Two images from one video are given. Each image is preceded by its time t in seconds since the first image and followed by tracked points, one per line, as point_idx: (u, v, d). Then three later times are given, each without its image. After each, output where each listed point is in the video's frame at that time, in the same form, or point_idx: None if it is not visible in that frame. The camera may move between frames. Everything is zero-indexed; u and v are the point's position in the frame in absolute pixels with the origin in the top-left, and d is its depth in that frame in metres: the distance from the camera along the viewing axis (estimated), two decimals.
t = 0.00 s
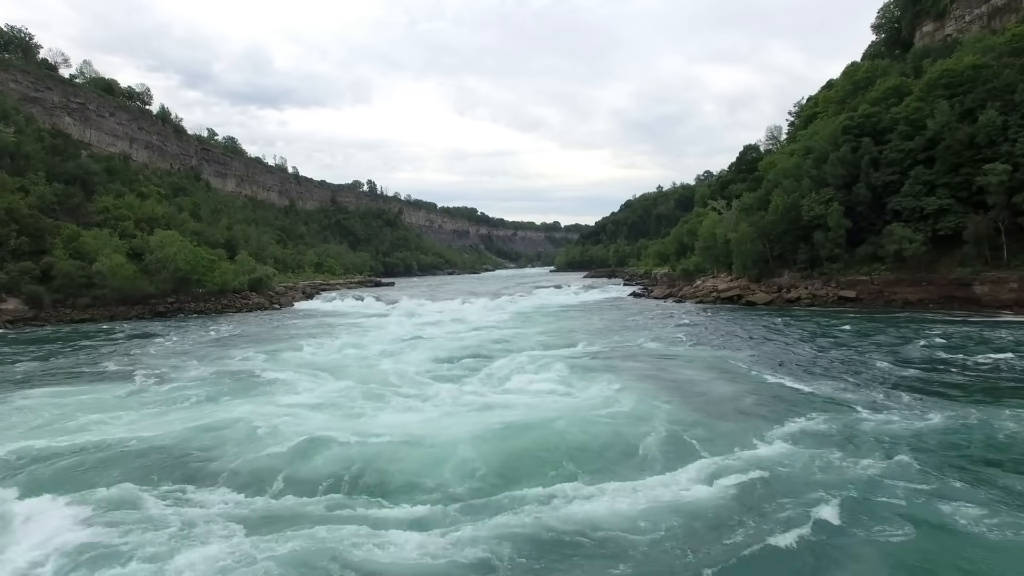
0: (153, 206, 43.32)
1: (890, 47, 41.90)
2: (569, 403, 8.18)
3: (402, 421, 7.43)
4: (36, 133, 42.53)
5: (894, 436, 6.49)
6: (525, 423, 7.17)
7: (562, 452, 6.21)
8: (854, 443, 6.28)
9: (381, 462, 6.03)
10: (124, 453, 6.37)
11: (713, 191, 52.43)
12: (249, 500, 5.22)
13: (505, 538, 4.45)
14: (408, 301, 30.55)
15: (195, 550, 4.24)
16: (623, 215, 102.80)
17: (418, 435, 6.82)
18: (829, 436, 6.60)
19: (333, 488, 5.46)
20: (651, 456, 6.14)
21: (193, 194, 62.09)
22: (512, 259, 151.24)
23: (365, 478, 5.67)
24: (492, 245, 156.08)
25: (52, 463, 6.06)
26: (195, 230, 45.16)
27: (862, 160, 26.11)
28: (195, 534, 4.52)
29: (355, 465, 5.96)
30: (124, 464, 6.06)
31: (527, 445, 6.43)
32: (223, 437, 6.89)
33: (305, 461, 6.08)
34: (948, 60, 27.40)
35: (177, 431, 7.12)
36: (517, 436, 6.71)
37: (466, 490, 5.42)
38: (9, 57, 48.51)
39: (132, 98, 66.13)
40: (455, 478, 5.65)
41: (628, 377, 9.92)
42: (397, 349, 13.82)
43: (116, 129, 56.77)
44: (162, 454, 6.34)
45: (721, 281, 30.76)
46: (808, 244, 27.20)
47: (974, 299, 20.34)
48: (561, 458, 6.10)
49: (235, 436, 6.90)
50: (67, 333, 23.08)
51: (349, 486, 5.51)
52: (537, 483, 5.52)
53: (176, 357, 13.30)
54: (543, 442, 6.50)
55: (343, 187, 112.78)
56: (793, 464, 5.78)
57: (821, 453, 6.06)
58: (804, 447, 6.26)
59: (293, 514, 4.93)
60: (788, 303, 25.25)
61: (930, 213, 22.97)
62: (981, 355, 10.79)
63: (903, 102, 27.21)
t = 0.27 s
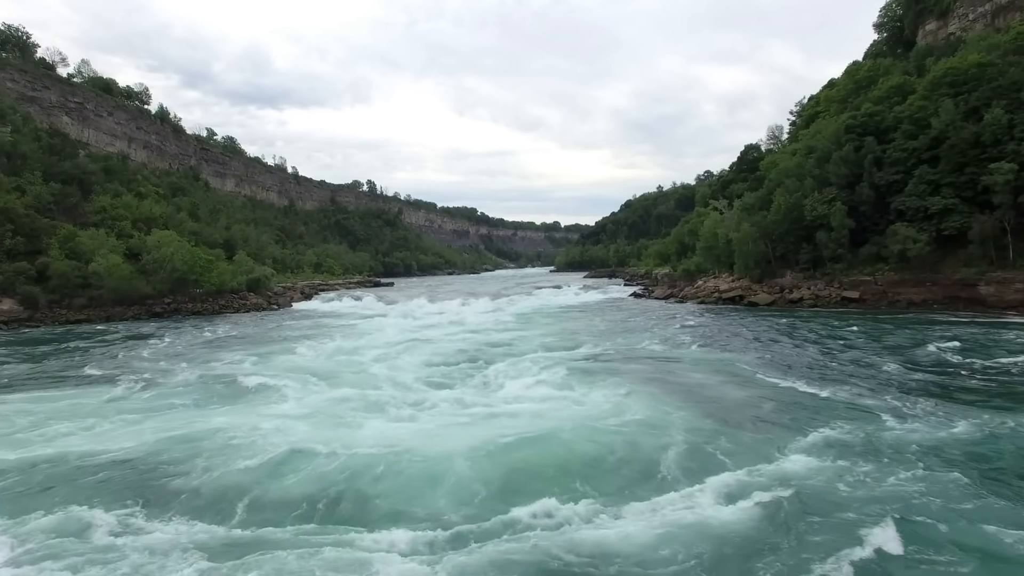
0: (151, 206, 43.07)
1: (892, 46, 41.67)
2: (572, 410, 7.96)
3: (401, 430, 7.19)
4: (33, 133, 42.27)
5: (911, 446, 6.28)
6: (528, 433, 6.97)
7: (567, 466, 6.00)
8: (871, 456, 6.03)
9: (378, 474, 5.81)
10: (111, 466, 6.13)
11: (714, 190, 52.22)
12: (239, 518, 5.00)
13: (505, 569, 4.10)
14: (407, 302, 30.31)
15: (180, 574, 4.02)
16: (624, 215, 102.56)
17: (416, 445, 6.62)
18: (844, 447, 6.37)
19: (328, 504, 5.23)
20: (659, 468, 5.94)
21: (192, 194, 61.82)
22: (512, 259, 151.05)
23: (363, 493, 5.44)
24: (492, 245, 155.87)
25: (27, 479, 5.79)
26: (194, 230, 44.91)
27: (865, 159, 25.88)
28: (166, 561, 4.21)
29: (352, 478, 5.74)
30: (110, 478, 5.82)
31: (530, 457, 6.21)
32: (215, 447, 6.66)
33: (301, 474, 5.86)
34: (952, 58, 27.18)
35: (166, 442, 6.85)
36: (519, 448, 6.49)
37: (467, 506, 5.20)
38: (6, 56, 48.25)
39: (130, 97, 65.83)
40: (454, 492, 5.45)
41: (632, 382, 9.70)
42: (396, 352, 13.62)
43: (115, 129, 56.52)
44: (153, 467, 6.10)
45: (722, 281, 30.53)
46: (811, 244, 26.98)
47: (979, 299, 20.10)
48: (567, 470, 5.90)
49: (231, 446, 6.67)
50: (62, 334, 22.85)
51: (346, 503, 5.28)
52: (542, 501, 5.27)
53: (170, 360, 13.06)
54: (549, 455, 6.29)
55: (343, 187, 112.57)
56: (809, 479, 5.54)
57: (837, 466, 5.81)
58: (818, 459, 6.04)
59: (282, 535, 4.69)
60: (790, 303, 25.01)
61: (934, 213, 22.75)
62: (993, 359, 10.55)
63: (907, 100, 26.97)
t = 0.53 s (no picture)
0: (149, 206, 42.79)
1: (894, 45, 41.46)
2: (573, 418, 7.72)
3: (398, 440, 6.95)
4: (29, 132, 42.01)
5: (928, 459, 6.05)
6: (530, 444, 6.73)
7: (571, 480, 5.77)
8: (887, 470, 5.80)
9: (375, 488, 5.57)
10: (95, 479, 5.87)
11: (714, 190, 52.03)
12: (228, 536, 4.76)
13: None
14: (406, 303, 30.05)
15: None
16: (624, 215, 102.38)
17: (413, 457, 6.38)
18: (858, 459, 6.14)
19: (321, 521, 4.99)
20: (667, 482, 5.70)
21: (190, 193, 61.54)
22: (512, 259, 150.86)
23: (358, 509, 5.20)
24: (492, 245, 155.67)
25: None
26: (192, 230, 44.65)
27: (868, 158, 25.65)
28: None
29: (339, 497, 5.41)
30: (94, 492, 5.57)
31: (532, 470, 5.98)
32: (205, 458, 6.41)
33: (293, 488, 5.61)
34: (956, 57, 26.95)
35: (155, 452, 6.61)
36: (521, 460, 6.25)
37: (467, 524, 4.97)
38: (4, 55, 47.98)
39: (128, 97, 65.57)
40: (453, 509, 5.21)
41: (636, 387, 9.46)
42: (394, 355, 13.37)
43: (113, 128, 56.25)
44: (140, 480, 5.86)
45: (724, 282, 30.28)
46: (814, 244, 26.74)
47: (984, 300, 19.85)
48: (572, 485, 5.66)
49: (222, 457, 6.43)
50: (57, 335, 22.59)
51: (340, 520, 5.03)
52: (545, 518, 5.04)
53: (163, 363, 12.81)
54: (552, 468, 6.06)
55: (342, 187, 112.33)
56: (823, 494, 5.31)
57: (853, 480, 5.58)
58: (832, 473, 5.80)
59: (273, 557, 4.46)
60: (793, 304, 24.75)
61: (939, 213, 22.52)
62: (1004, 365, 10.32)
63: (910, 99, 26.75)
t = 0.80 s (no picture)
0: (147, 206, 42.55)
1: (896, 44, 41.26)
2: (575, 427, 7.50)
3: (394, 452, 6.71)
4: (27, 131, 41.82)
5: (946, 472, 5.80)
6: (533, 456, 6.50)
7: (575, 495, 5.53)
8: (904, 484, 5.56)
9: (370, 504, 5.32)
10: (79, 493, 5.62)
11: (715, 190, 51.84)
12: (196, 568, 4.37)
13: None
14: (405, 303, 29.83)
15: None
16: (624, 215, 102.15)
17: (411, 470, 6.13)
18: (874, 473, 5.89)
19: (314, 540, 4.75)
20: (675, 497, 5.46)
21: (189, 193, 61.33)
22: (512, 259, 150.68)
23: (352, 527, 4.95)
24: (492, 245, 155.53)
25: None
26: (190, 230, 44.43)
27: (871, 157, 25.43)
28: None
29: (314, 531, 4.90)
30: (77, 507, 5.32)
31: (535, 485, 5.73)
32: (195, 470, 6.18)
33: (285, 503, 5.37)
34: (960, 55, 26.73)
35: (143, 464, 6.37)
36: (523, 474, 6.01)
37: (467, 544, 4.73)
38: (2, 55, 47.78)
39: (127, 96, 65.40)
40: (453, 527, 4.97)
41: (640, 394, 9.22)
42: (392, 359, 13.13)
43: (111, 128, 56.04)
44: (126, 494, 5.61)
45: (725, 282, 30.05)
46: (816, 244, 26.51)
47: (989, 301, 19.61)
48: (576, 501, 5.43)
49: (212, 469, 6.18)
50: (52, 336, 22.37)
51: (312, 559, 4.52)
52: (550, 543, 4.74)
53: (157, 366, 12.58)
54: (555, 482, 5.81)
55: (342, 187, 112.14)
56: (839, 509, 5.07)
57: (869, 495, 5.33)
58: (847, 487, 5.56)
59: None
60: (795, 305, 24.53)
61: (943, 212, 22.30)
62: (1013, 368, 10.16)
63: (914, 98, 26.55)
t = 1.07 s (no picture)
0: (144, 206, 42.29)
1: (897, 43, 41.08)
2: (581, 438, 7.27)
3: (390, 466, 6.47)
4: (24, 131, 41.60)
5: (965, 487, 5.57)
6: (539, 469, 6.25)
7: (579, 513, 5.30)
8: (923, 499, 5.33)
9: (366, 521, 5.09)
10: (61, 508, 5.39)
11: (715, 190, 51.66)
12: None
13: None
14: (404, 304, 29.61)
15: None
16: (624, 215, 101.92)
17: (408, 486, 5.89)
18: (889, 487, 5.67)
19: None
20: (683, 514, 5.23)
21: (188, 193, 61.09)
22: (512, 259, 150.51)
23: (326, 566, 4.43)
24: (492, 245, 155.37)
25: None
26: (188, 230, 44.19)
27: (874, 156, 25.22)
28: None
29: None
30: (59, 524, 5.08)
31: (537, 501, 5.50)
32: (185, 483, 5.94)
33: (277, 520, 5.14)
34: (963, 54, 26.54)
35: (131, 476, 6.13)
36: (524, 489, 5.78)
37: (465, 571, 4.42)
38: None
39: (125, 96, 65.17)
40: (453, 546, 4.74)
41: (643, 402, 8.99)
42: (389, 362, 12.90)
43: (110, 128, 55.79)
44: (111, 509, 5.38)
45: (726, 283, 29.83)
46: (818, 245, 26.28)
47: (994, 301, 19.38)
48: (580, 518, 5.20)
49: (202, 483, 5.94)
50: (47, 337, 22.14)
51: None
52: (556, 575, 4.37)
53: (151, 369, 12.34)
54: (558, 498, 5.58)
55: (342, 187, 111.91)
56: (855, 527, 4.85)
57: (885, 510, 5.11)
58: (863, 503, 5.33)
59: None
60: (797, 305, 24.31)
61: (947, 212, 22.09)
62: None
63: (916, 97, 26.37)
